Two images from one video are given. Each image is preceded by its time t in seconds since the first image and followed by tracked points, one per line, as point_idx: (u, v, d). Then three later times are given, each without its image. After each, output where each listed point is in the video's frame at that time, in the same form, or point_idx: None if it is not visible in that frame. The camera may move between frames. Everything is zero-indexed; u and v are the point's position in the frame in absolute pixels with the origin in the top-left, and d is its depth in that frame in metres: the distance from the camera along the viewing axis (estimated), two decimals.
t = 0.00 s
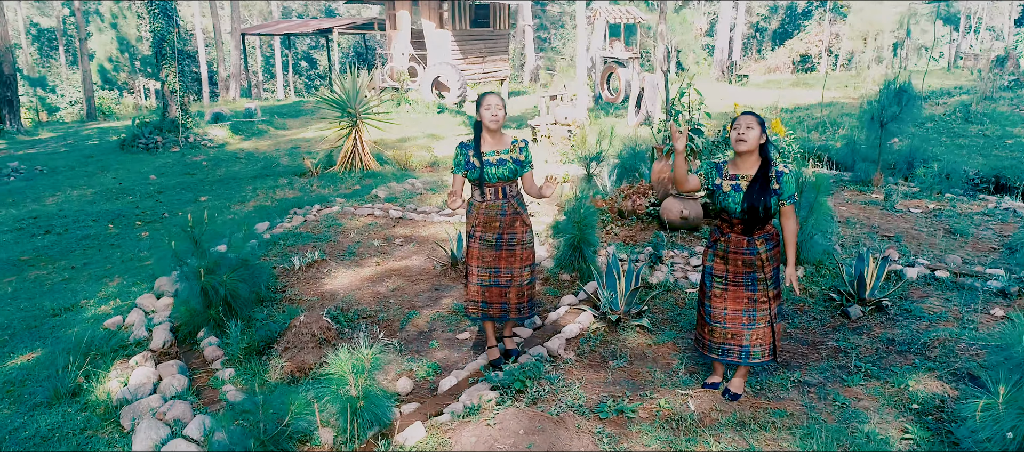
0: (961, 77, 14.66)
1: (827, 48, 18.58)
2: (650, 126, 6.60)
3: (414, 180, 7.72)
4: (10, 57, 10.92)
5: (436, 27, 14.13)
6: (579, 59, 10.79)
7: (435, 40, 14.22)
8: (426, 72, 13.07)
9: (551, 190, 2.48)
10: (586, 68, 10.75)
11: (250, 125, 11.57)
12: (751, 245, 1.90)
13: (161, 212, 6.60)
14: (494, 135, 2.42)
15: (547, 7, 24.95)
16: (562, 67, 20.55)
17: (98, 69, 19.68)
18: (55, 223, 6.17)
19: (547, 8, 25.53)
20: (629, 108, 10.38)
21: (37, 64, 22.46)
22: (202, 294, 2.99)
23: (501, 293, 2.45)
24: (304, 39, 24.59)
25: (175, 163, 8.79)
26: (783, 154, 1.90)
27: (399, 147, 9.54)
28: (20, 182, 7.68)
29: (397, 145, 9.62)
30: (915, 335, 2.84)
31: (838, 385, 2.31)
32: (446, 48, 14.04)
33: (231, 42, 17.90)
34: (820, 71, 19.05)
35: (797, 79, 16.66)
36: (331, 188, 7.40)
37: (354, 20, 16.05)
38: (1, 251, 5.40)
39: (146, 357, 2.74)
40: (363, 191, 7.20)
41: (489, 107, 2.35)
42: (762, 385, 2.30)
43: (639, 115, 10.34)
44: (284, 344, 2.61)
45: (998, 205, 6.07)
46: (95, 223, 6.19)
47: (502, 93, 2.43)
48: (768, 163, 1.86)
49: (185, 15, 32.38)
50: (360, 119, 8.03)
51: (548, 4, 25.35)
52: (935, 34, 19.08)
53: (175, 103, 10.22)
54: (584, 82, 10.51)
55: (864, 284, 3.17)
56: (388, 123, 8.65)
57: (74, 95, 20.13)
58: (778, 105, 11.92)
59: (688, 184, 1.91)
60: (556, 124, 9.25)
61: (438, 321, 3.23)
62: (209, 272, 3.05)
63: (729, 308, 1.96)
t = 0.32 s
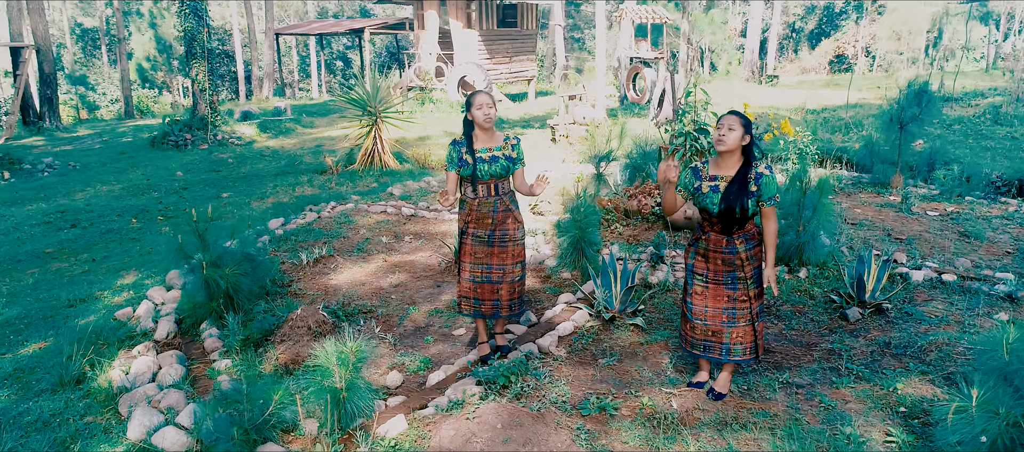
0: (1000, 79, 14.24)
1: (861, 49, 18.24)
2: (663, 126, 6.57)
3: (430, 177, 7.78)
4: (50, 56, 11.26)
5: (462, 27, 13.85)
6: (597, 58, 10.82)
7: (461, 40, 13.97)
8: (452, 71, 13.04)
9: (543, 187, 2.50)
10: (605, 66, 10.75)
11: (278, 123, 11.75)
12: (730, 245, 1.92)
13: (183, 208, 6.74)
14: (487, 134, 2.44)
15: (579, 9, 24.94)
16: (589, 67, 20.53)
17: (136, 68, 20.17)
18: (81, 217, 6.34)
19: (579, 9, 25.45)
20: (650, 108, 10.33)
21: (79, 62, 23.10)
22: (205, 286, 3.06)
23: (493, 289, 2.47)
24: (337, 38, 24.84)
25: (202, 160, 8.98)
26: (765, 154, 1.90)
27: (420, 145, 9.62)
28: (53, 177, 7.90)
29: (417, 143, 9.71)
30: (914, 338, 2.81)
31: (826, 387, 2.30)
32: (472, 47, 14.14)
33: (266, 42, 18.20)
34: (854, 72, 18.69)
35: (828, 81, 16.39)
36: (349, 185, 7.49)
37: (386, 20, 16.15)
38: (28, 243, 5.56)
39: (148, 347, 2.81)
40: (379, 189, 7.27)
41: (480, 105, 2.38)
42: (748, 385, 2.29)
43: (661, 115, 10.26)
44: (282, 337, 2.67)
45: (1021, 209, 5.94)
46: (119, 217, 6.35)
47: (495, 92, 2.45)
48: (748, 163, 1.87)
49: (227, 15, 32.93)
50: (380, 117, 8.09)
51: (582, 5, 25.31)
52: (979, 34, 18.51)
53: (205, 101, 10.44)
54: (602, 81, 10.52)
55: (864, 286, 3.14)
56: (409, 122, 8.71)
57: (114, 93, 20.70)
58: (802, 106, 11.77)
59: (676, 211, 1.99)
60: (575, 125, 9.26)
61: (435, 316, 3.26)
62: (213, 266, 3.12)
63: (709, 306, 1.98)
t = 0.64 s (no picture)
0: None
1: (887, 50, 17.95)
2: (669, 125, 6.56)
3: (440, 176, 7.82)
4: (79, 55, 11.51)
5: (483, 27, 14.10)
6: (609, 58, 10.81)
7: (482, 40, 14.22)
8: (471, 71, 13.02)
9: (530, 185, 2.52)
10: (615, 67, 10.74)
11: (297, 122, 11.88)
12: (704, 244, 1.96)
13: (198, 204, 6.84)
14: (474, 131, 2.47)
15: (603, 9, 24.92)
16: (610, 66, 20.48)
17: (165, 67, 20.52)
18: (98, 213, 6.46)
19: (604, 9, 25.43)
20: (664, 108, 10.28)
21: (112, 62, 23.57)
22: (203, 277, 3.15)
23: (478, 285, 2.50)
24: (363, 38, 25.03)
25: (220, 158, 9.11)
26: (737, 154, 1.93)
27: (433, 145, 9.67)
28: (75, 173, 8.06)
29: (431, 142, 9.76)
30: (902, 339, 2.80)
31: (805, 386, 2.31)
32: (491, 47, 14.20)
33: (291, 42, 18.43)
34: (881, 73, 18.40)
35: (851, 81, 16.17)
36: (360, 183, 7.55)
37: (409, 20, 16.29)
38: (45, 237, 5.69)
39: (144, 338, 2.89)
40: (388, 187, 7.32)
41: (466, 103, 2.40)
42: (728, 383, 2.31)
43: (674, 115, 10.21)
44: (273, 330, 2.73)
45: None
46: (134, 213, 6.47)
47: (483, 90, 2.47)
48: (720, 164, 1.91)
49: (257, 16, 33.38)
50: (393, 116, 8.12)
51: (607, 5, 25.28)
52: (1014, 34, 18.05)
53: (226, 100, 10.59)
54: (614, 82, 10.51)
55: (853, 286, 3.14)
56: (421, 120, 8.74)
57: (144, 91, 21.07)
58: (820, 107, 11.64)
59: (652, 211, 2.05)
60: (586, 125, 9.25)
61: (428, 311, 3.29)
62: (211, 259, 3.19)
63: (686, 301, 2.03)
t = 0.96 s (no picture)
0: None
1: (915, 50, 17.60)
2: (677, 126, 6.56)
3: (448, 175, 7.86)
4: (105, 55, 11.71)
5: (501, 28, 14.17)
6: (620, 57, 10.75)
7: (500, 40, 14.28)
8: (488, 71, 13.07)
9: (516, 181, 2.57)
10: (625, 65, 10.67)
11: (315, 121, 12.01)
12: (679, 241, 2.00)
13: (212, 201, 6.94)
14: (461, 129, 2.52)
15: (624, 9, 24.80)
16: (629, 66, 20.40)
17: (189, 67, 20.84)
18: (114, 208, 6.59)
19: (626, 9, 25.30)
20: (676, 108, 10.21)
21: (139, 61, 24.00)
22: (202, 270, 3.23)
23: (463, 279, 2.55)
24: (387, 38, 25.17)
25: (237, 156, 9.23)
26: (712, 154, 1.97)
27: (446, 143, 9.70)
28: (96, 169, 8.22)
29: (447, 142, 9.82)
30: (888, 339, 2.80)
31: (784, 384, 2.33)
32: (509, 47, 14.24)
33: (314, 42, 18.55)
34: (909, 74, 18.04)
35: (871, 83, 15.96)
36: (370, 181, 7.62)
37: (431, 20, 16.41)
38: (61, 232, 5.81)
39: (143, 329, 2.97)
40: (397, 186, 7.37)
41: (452, 101, 2.44)
42: (707, 380, 2.34)
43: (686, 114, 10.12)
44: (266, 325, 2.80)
45: None
46: (149, 209, 6.59)
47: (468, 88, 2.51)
48: (693, 164, 1.96)
49: (283, 15, 33.67)
50: (405, 115, 8.12)
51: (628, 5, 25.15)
52: None
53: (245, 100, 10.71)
54: (626, 81, 10.45)
55: (843, 286, 3.15)
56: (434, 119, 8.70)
57: (169, 90, 21.42)
58: (836, 108, 11.53)
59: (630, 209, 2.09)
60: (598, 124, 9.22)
61: (420, 306, 3.34)
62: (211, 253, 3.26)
63: (664, 297, 2.06)
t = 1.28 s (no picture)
0: None
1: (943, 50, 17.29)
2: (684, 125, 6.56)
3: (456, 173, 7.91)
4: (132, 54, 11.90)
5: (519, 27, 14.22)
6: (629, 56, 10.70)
7: (518, 40, 14.32)
8: (505, 71, 13.10)
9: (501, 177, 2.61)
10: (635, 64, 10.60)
11: (332, 120, 12.13)
12: (655, 236, 2.03)
13: (225, 197, 7.04)
14: (448, 126, 2.56)
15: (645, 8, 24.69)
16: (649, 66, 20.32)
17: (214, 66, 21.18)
18: (130, 204, 6.71)
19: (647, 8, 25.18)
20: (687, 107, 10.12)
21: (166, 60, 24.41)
22: (199, 263, 3.29)
23: (446, 275, 2.60)
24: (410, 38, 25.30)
25: (254, 153, 9.37)
26: (689, 149, 2.00)
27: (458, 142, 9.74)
28: (117, 166, 8.37)
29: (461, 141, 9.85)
30: (873, 338, 2.81)
31: (764, 381, 2.35)
32: (527, 47, 14.27)
33: (337, 42, 18.68)
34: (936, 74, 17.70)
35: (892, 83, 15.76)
36: (380, 179, 7.69)
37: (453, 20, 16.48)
38: (77, 226, 5.94)
39: (141, 320, 3.05)
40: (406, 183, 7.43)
41: (439, 99, 2.49)
42: (687, 376, 2.36)
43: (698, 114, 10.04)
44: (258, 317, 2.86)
45: None
46: (163, 205, 6.70)
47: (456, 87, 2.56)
48: (670, 159, 1.98)
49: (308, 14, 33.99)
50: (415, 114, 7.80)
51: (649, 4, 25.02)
52: None
53: (263, 98, 10.85)
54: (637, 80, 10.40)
55: (832, 285, 3.16)
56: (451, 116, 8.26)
57: (193, 88, 21.77)
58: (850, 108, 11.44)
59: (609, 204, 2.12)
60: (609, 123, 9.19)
61: (412, 301, 3.40)
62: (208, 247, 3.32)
63: (641, 292, 2.09)
